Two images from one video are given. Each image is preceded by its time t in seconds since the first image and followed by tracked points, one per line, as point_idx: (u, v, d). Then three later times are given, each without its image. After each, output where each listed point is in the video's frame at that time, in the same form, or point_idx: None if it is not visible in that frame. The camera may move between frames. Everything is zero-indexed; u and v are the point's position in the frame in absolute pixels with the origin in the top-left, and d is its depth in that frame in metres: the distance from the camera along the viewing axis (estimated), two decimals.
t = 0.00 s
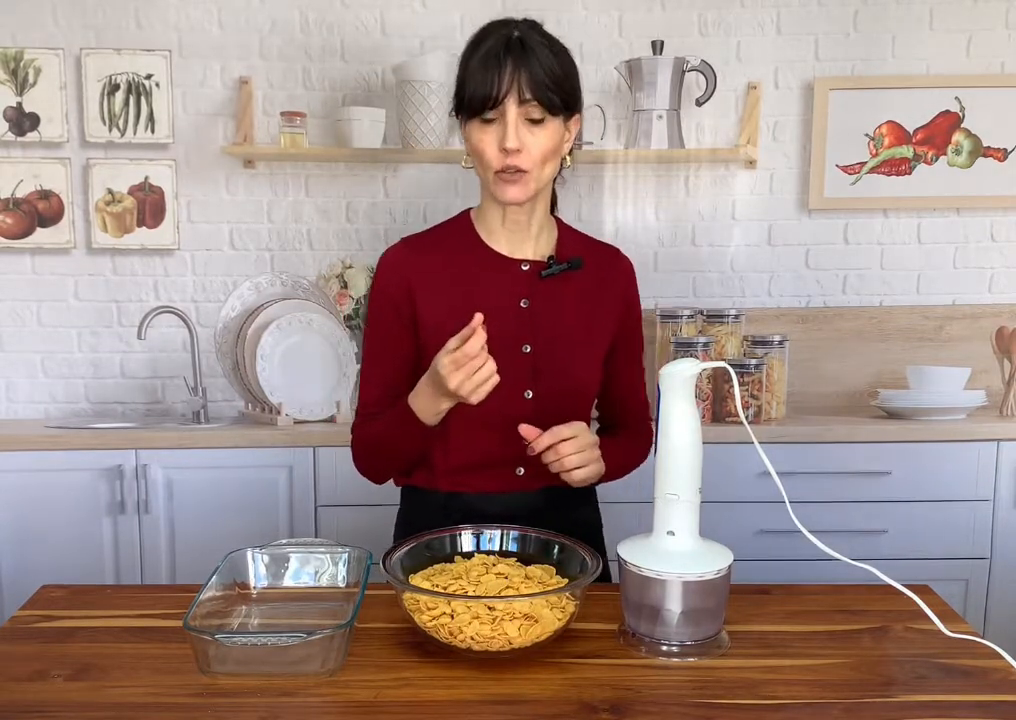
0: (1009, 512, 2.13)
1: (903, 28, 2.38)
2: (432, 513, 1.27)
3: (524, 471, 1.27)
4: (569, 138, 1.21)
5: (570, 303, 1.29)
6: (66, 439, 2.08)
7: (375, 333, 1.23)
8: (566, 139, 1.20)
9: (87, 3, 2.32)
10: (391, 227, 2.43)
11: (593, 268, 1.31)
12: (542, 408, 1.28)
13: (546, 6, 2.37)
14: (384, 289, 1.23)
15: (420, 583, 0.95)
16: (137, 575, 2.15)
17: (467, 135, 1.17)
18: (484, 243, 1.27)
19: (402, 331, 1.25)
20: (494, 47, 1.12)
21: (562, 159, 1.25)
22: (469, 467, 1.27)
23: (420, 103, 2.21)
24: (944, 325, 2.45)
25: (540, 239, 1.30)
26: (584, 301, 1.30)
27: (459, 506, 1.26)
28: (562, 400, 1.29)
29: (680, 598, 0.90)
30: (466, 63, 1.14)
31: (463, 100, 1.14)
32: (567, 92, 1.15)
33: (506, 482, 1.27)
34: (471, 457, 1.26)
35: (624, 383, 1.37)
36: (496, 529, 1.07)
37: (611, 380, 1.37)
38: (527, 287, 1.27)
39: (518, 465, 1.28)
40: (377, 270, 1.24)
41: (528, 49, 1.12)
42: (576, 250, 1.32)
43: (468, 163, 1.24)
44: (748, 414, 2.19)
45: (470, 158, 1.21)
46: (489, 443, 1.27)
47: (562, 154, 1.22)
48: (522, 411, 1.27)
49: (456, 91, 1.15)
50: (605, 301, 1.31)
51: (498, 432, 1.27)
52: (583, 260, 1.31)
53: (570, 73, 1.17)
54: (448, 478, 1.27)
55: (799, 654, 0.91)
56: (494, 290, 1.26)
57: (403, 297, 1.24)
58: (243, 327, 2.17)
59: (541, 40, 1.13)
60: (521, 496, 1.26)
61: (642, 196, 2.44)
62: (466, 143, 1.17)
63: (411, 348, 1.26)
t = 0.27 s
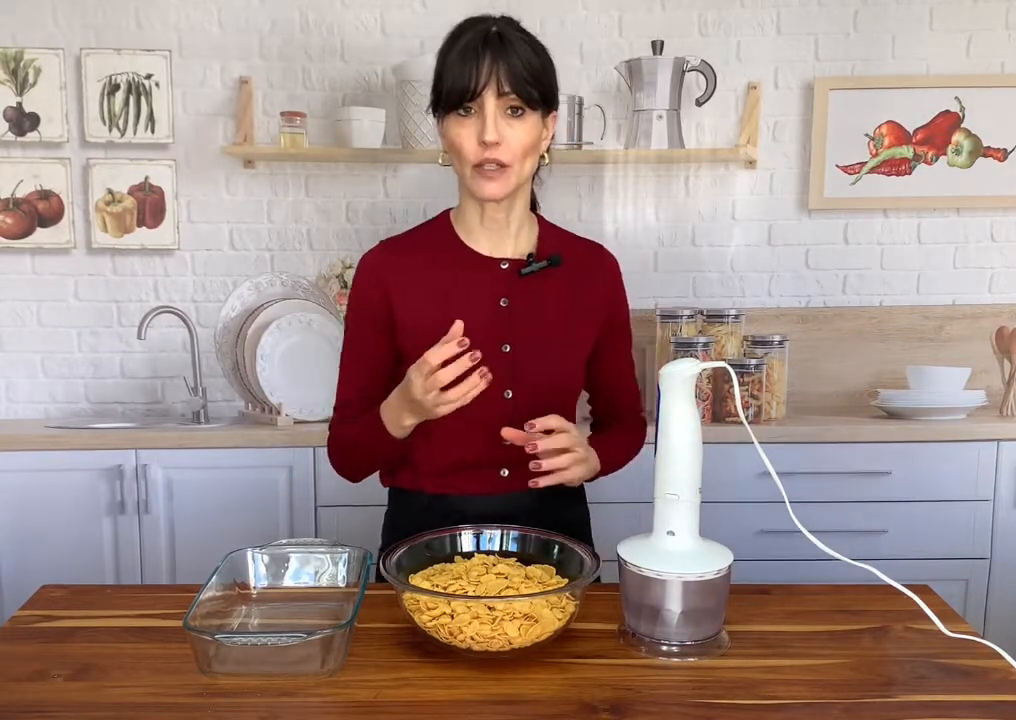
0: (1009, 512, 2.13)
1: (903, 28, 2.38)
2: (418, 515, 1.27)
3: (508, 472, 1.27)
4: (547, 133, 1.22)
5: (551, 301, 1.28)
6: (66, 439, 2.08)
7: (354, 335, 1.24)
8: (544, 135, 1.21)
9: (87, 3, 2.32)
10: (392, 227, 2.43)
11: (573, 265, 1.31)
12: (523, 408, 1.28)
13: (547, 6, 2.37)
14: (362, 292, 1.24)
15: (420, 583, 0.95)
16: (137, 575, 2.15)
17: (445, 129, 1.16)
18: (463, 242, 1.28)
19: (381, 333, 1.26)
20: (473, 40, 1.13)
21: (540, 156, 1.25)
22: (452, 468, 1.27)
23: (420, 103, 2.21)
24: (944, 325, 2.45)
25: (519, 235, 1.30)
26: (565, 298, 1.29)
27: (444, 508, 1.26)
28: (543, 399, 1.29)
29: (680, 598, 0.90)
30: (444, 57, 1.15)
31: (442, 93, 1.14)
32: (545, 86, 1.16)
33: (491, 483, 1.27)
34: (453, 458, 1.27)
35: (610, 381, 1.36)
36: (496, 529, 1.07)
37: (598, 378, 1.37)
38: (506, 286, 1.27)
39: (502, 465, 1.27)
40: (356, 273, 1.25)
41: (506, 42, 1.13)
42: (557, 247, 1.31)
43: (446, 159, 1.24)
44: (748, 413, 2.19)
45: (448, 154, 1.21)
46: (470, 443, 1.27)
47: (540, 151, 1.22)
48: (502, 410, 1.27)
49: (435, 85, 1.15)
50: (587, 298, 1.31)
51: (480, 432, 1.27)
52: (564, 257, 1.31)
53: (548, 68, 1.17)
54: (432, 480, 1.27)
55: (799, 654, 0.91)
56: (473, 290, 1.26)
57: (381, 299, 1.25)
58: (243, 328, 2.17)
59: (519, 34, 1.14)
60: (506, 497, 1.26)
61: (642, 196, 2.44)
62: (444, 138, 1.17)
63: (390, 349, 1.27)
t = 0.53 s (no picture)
0: (1009, 512, 2.13)
1: (903, 28, 2.38)
2: (409, 516, 1.28)
3: (496, 473, 1.27)
4: (534, 134, 1.22)
5: (538, 301, 1.28)
6: (66, 439, 2.08)
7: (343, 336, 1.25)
8: (530, 135, 1.21)
9: (87, 3, 2.32)
10: (392, 227, 2.44)
11: (560, 264, 1.30)
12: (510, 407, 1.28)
13: (547, 6, 2.38)
14: (351, 293, 1.25)
15: (420, 583, 0.95)
16: (137, 575, 2.15)
17: (431, 129, 1.16)
18: (449, 242, 1.28)
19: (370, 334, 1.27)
20: (461, 40, 1.13)
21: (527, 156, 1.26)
22: (441, 469, 1.27)
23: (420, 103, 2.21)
24: (944, 325, 2.45)
25: (506, 235, 1.30)
26: (553, 297, 1.29)
27: (434, 508, 1.27)
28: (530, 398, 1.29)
29: (681, 598, 0.90)
30: (431, 56, 1.15)
31: (428, 93, 1.14)
32: (532, 87, 1.16)
33: (479, 483, 1.27)
34: (441, 458, 1.27)
35: (601, 380, 1.34)
36: (496, 529, 1.07)
37: (589, 377, 1.36)
38: (493, 286, 1.27)
39: (491, 466, 1.28)
40: (345, 275, 1.27)
41: (493, 42, 1.13)
42: (545, 247, 1.31)
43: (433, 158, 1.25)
44: (748, 413, 2.19)
45: (434, 153, 1.21)
46: (458, 443, 1.27)
47: (527, 151, 1.22)
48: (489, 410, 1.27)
49: (422, 84, 1.15)
50: (575, 297, 1.30)
51: (467, 431, 1.27)
52: (551, 257, 1.30)
53: (535, 69, 1.18)
54: (421, 480, 1.28)
55: (799, 654, 0.91)
56: (461, 290, 1.26)
57: (369, 300, 1.26)
58: (243, 328, 2.17)
59: (505, 34, 1.15)
60: (495, 497, 1.26)
61: (642, 196, 2.45)
62: (430, 136, 1.17)
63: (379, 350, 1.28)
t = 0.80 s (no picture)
0: (1009, 512, 2.13)
1: (903, 28, 2.38)
2: (407, 515, 1.28)
3: (494, 473, 1.27)
4: (535, 135, 1.22)
5: (537, 301, 1.28)
6: (66, 439, 2.08)
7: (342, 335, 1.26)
8: (531, 135, 1.21)
9: (87, 3, 2.32)
10: (392, 227, 2.44)
11: (560, 264, 1.30)
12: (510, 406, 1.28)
13: (547, 6, 2.38)
14: (351, 293, 1.26)
15: (420, 583, 0.95)
16: (137, 576, 2.15)
17: (432, 129, 1.16)
18: (449, 242, 1.28)
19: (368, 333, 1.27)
20: (461, 41, 1.13)
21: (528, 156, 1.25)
22: (440, 468, 1.27)
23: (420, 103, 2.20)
24: (944, 325, 2.45)
25: (505, 235, 1.29)
26: (553, 298, 1.29)
27: (433, 507, 1.27)
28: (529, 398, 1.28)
29: (681, 598, 0.90)
30: (432, 57, 1.15)
31: (429, 95, 1.14)
32: (533, 88, 1.16)
33: (478, 482, 1.27)
34: (439, 458, 1.27)
35: (600, 380, 1.33)
36: (496, 529, 1.06)
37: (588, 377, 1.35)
38: (492, 285, 1.27)
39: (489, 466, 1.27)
40: (345, 274, 1.27)
41: (494, 43, 1.13)
42: (545, 247, 1.31)
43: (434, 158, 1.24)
44: (748, 413, 2.18)
45: (435, 153, 1.21)
46: (456, 443, 1.27)
47: (527, 151, 1.22)
48: (487, 409, 1.27)
49: (422, 86, 1.15)
50: (574, 297, 1.29)
51: (465, 431, 1.27)
52: (551, 257, 1.30)
53: (536, 69, 1.17)
54: (420, 480, 1.28)
55: (799, 654, 0.91)
56: (460, 290, 1.26)
57: (369, 300, 1.26)
58: (243, 327, 2.17)
59: (505, 35, 1.14)
60: (493, 497, 1.26)
61: (642, 196, 2.44)
62: (430, 137, 1.17)
63: (378, 349, 1.28)
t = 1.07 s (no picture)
0: (1009, 513, 2.13)
1: (903, 28, 2.38)
2: (409, 515, 1.28)
3: (496, 472, 1.27)
4: (536, 136, 1.22)
5: (538, 300, 1.28)
6: (66, 439, 2.08)
7: (343, 335, 1.26)
8: (532, 137, 1.21)
9: (87, 3, 2.32)
10: (392, 227, 2.44)
11: (560, 262, 1.30)
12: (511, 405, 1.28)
13: (547, 6, 2.37)
14: (352, 293, 1.26)
15: (420, 583, 0.95)
16: (137, 575, 2.15)
17: (434, 133, 1.17)
18: (451, 242, 1.29)
19: (370, 333, 1.27)
20: (463, 45, 1.13)
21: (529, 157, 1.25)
22: (441, 468, 1.27)
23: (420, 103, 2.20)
24: (944, 325, 2.45)
25: (507, 235, 1.30)
26: (554, 297, 1.29)
27: (435, 507, 1.27)
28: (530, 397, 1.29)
29: (681, 598, 0.90)
30: (433, 61, 1.14)
31: (431, 100, 1.14)
32: (534, 90, 1.16)
33: (480, 482, 1.27)
34: (440, 457, 1.27)
35: (601, 379, 1.33)
36: (496, 529, 1.06)
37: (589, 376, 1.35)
38: (493, 284, 1.27)
39: (491, 465, 1.27)
40: (345, 274, 1.27)
41: (495, 46, 1.13)
42: (546, 246, 1.31)
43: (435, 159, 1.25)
44: (748, 414, 2.18)
45: (437, 155, 1.21)
46: (456, 442, 1.27)
47: (529, 153, 1.22)
48: (488, 408, 1.27)
49: (424, 90, 1.15)
50: (575, 296, 1.29)
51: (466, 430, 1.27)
52: (551, 255, 1.30)
53: (537, 71, 1.17)
54: (421, 479, 1.28)
55: (799, 655, 0.91)
56: (461, 290, 1.27)
57: (370, 300, 1.26)
58: (243, 327, 2.17)
59: (506, 38, 1.14)
60: (494, 496, 1.26)
61: (642, 196, 2.44)
62: (432, 140, 1.17)
63: (380, 349, 1.28)
